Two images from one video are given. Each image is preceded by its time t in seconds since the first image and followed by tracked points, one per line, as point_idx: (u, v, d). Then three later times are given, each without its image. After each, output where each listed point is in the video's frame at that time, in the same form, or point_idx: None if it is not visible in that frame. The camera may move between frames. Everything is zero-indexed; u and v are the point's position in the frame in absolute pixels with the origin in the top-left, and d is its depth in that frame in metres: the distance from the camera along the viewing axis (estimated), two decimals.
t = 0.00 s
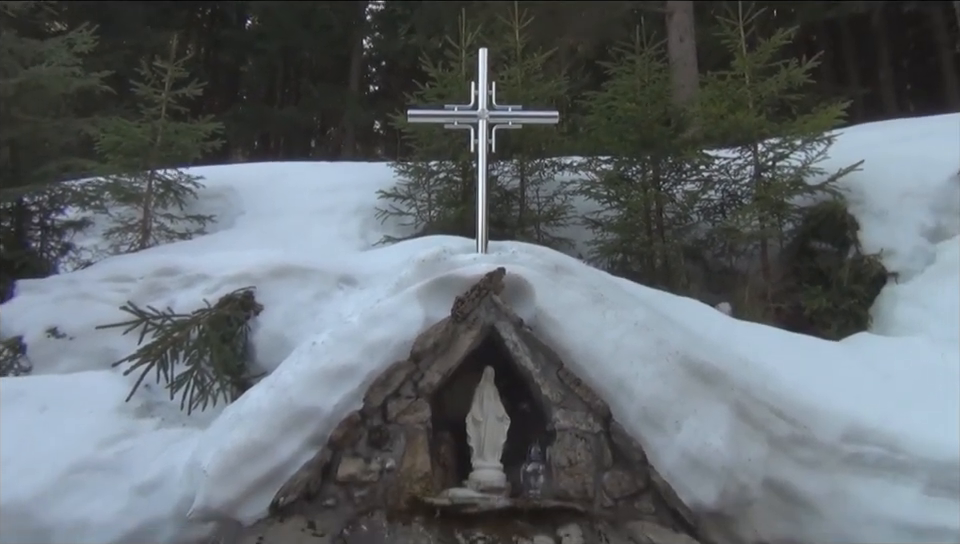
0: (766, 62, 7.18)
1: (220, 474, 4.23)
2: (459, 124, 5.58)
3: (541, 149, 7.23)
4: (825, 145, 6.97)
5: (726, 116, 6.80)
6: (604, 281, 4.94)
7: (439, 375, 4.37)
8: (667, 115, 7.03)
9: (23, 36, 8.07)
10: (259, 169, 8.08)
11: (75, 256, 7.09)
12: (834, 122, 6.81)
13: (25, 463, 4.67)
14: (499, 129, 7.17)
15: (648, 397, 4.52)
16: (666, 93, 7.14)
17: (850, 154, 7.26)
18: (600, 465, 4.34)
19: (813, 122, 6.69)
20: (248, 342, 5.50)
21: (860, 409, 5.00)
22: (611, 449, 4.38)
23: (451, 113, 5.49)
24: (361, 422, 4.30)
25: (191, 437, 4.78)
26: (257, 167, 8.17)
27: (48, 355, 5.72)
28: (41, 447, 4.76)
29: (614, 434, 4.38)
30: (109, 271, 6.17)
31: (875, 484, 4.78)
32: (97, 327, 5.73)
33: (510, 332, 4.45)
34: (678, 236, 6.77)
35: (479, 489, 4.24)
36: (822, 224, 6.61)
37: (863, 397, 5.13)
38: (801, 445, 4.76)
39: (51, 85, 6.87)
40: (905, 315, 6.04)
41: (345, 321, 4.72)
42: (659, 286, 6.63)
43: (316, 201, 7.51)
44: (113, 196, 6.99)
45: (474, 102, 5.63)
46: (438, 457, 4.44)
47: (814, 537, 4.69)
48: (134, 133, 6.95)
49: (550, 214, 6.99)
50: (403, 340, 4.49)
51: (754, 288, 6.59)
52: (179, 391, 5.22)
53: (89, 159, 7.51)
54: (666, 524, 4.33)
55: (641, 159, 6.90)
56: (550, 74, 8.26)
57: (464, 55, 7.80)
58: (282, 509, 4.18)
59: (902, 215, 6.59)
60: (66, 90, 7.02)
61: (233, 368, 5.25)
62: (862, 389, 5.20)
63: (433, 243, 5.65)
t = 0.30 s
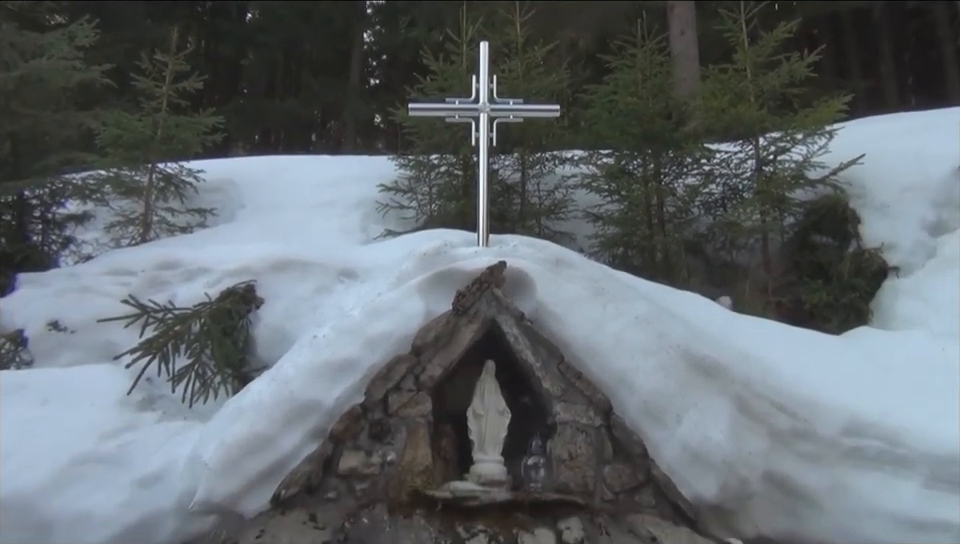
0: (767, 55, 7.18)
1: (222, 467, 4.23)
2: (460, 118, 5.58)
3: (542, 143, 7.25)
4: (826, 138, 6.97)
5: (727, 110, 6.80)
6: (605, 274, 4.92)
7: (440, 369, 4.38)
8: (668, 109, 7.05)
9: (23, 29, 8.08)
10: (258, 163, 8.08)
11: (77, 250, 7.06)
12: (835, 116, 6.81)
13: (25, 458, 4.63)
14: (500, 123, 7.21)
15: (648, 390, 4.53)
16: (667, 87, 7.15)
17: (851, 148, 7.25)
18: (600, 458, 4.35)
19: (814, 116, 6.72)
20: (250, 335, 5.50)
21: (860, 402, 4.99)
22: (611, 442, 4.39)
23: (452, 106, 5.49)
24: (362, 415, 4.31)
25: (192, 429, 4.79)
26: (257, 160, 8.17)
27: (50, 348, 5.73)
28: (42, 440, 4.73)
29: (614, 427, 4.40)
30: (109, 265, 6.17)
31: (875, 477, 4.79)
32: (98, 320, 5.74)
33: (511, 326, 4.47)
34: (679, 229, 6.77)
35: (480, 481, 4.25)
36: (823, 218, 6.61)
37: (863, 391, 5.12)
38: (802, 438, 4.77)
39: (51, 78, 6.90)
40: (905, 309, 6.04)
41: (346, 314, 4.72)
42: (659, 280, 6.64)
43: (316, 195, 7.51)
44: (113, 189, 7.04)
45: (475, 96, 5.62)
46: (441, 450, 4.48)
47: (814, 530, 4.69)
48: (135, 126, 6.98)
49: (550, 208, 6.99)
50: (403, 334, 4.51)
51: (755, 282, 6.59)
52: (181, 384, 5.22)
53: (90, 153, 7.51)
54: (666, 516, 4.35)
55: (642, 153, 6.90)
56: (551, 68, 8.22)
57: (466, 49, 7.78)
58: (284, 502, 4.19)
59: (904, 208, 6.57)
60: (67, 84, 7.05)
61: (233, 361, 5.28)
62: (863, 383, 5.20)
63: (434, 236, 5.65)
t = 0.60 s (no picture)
0: (768, 50, 7.18)
1: (224, 460, 4.24)
2: (461, 112, 5.58)
3: (543, 138, 7.27)
4: (827, 133, 6.95)
5: (728, 104, 6.79)
6: (606, 269, 4.91)
7: (441, 362, 4.39)
8: (668, 103, 7.00)
9: (24, 23, 8.09)
10: (258, 158, 8.07)
11: (77, 244, 7.08)
12: (836, 111, 6.80)
13: (27, 449, 4.64)
14: (501, 118, 7.24)
15: (649, 385, 4.53)
16: (668, 82, 7.11)
17: (852, 143, 7.24)
18: (601, 453, 4.37)
19: (816, 110, 6.71)
20: (251, 329, 5.52)
21: (860, 396, 4.99)
22: (612, 436, 4.40)
23: (453, 100, 5.49)
24: (363, 409, 4.31)
25: (194, 424, 4.80)
26: (258, 155, 8.17)
27: (51, 342, 5.73)
28: (43, 434, 4.72)
29: (615, 422, 4.40)
30: (110, 259, 6.18)
31: (876, 471, 4.78)
32: (99, 314, 5.74)
33: (512, 320, 4.48)
34: (679, 224, 6.78)
35: (481, 476, 4.26)
36: (824, 213, 6.61)
37: (864, 385, 5.13)
38: (802, 432, 4.76)
39: (52, 72, 6.90)
40: (906, 303, 6.04)
41: (347, 308, 4.72)
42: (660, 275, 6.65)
43: (317, 189, 7.50)
44: (114, 183, 7.06)
45: (476, 90, 5.62)
46: (442, 444, 4.47)
47: (815, 524, 4.68)
48: (136, 121, 6.97)
49: (552, 202, 6.98)
50: (404, 328, 4.49)
51: (755, 277, 6.60)
52: (182, 378, 5.23)
53: (91, 147, 7.52)
54: (665, 511, 4.39)
55: (643, 147, 6.92)
56: (552, 61, 8.20)
57: (467, 44, 7.80)
58: (285, 496, 4.21)
59: (905, 203, 6.57)
60: (67, 78, 7.06)
61: (235, 355, 5.30)
62: (863, 378, 5.20)
63: (436, 230, 5.66)
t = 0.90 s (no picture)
0: (769, 43, 7.17)
1: (225, 456, 4.22)
2: (461, 107, 5.58)
3: (542, 132, 7.23)
4: (828, 126, 6.95)
5: (729, 98, 6.78)
6: (607, 263, 4.90)
7: (442, 357, 4.41)
8: (669, 97, 6.99)
9: (24, 18, 8.08)
10: (259, 153, 8.07)
11: (78, 240, 7.09)
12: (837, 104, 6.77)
13: (29, 445, 4.65)
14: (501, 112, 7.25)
15: (649, 378, 4.54)
16: (668, 76, 7.12)
17: (853, 136, 7.23)
18: (602, 446, 4.37)
19: (817, 103, 6.70)
20: (252, 324, 5.53)
21: (860, 389, 4.99)
22: (613, 430, 4.42)
23: (453, 95, 5.49)
24: (364, 403, 4.33)
25: (195, 419, 4.81)
26: (258, 150, 8.17)
27: (52, 338, 5.74)
28: (47, 430, 4.74)
29: (616, 415, 4.41)
30: (110, 255, 6.18)
31: (876, 464, 4.78)
32: (100, 310, 5.75)
33: (513, 314, 4.49)
34: (680, 218, 6.77)
35: (482, 470, 4.25)
36: (825, 206, 6.60)
37: (866, 378, 5.15)
38: (802, 425, 4.77)
39: (51, 68, 6.90)
40: (907, 296, 6.03)
41: (348, 303, 4.71)
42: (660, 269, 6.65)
43: (317, 184, 7.51)
44: (114, 178, 7.06)
45: (476, 84, 5.61)
46: (442, 438, 4.48)
47: (815, 517, 4.70)
48: (136, 116, 6.96)
49: (552, 196, 7.01)
50: (406, 323, 4.50)
51: (756, 271, 6.59)
52: (184, 373, 5.23)
53: (91, 143, 7.51)
54: (667, 504, 4.39)
55: (644, 142, 6.92)
56: (552, 55, 8.18)
57: (467, 38, 7.78)
58: (287, 491, 4.22)
59: (905, 196, 6.57)
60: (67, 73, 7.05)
61: (236, 350, 5.31)
62: (864, 371, 5.20)
63: (437, 224, 5.65)
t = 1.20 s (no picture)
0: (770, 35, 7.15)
1: (226, 448, 4.23)
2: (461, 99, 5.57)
3: (543, 124, 7.19)
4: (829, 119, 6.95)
5: (729, 90, 6.77)
6: (606, 256, 4.93)
7: (442, 349, 4.41)
8: (669, 90, 6.98)
9: (24, 12, 8.08)
10: (259, 146, 8.07)
11: (77, 233, 7.05)
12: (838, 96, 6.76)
13: (31, 437, 4.70)
14: (501, 103, 7.14)
15: (650, 371, 4.55)
16: (667, 70, 7.08)
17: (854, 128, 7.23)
18: (602, 438, 4.37)
19: (818, 96, 6.66)
20: (252, 318, 5.51)
21: (860, 382, 5.00)
22: (613, 422, 4.40)
23: (453, 87, 5.47)
24: (364, 396, 4.32)
25: (196, 411, 4.80)
26: (257, 143, 8.16)
27: (52, 331, 5.73)
28: (48, 423, 4.76)
29: (616, 408, 4.40)
30: (109, 248, 6.17)
31: (877, 457, 4.78)
32: (101, 303, 5.74)
33: (514, 307, 4.49)
34: (681, 211, 6.75)
35: (481, 462, 4.28)
36: (826, 201, 6.56)
37: (866, 371, 5.15)
38: (803, 418, 4.76)
39: (50, 60, 6.90)
40: (908, 289, 6.05)
41: (348, 295, 4.71)
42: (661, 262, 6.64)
43: (318, 177, 7.50)
44: (114, 171, 7.03)
45: (476, 77, 5.60)
46: (443, 431, 4.49)
47: (815, 510, 4.67)
48: (135, 108, 6.99)
49: (552, 189, 6.98)
50: (406, 315, 4.52)
51: (756, 264, 6.58)
52: (184, 366, 5.21)
53: (91, 135, 7.50)
54: (668, 497, 4.32)
55: (644, 135, 6.94)
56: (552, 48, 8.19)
57: (467, 31, 7.77)
58: (287, 484, 4.17)
59: (906, 189, 6.57)
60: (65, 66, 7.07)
61: (236, 343, 5.30)
62: (864, 364, 5.20)
63: (436, 217, 5.66)
